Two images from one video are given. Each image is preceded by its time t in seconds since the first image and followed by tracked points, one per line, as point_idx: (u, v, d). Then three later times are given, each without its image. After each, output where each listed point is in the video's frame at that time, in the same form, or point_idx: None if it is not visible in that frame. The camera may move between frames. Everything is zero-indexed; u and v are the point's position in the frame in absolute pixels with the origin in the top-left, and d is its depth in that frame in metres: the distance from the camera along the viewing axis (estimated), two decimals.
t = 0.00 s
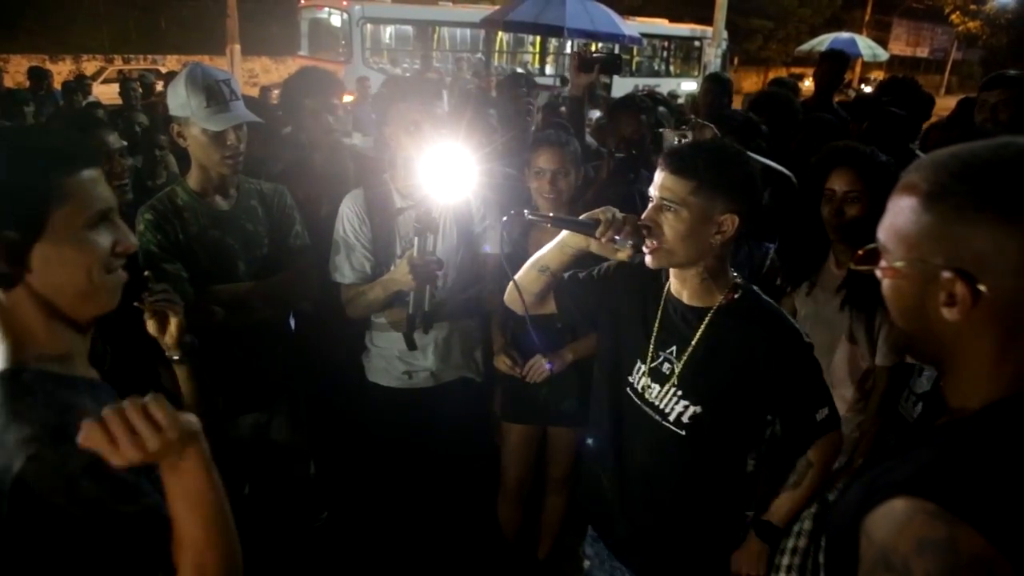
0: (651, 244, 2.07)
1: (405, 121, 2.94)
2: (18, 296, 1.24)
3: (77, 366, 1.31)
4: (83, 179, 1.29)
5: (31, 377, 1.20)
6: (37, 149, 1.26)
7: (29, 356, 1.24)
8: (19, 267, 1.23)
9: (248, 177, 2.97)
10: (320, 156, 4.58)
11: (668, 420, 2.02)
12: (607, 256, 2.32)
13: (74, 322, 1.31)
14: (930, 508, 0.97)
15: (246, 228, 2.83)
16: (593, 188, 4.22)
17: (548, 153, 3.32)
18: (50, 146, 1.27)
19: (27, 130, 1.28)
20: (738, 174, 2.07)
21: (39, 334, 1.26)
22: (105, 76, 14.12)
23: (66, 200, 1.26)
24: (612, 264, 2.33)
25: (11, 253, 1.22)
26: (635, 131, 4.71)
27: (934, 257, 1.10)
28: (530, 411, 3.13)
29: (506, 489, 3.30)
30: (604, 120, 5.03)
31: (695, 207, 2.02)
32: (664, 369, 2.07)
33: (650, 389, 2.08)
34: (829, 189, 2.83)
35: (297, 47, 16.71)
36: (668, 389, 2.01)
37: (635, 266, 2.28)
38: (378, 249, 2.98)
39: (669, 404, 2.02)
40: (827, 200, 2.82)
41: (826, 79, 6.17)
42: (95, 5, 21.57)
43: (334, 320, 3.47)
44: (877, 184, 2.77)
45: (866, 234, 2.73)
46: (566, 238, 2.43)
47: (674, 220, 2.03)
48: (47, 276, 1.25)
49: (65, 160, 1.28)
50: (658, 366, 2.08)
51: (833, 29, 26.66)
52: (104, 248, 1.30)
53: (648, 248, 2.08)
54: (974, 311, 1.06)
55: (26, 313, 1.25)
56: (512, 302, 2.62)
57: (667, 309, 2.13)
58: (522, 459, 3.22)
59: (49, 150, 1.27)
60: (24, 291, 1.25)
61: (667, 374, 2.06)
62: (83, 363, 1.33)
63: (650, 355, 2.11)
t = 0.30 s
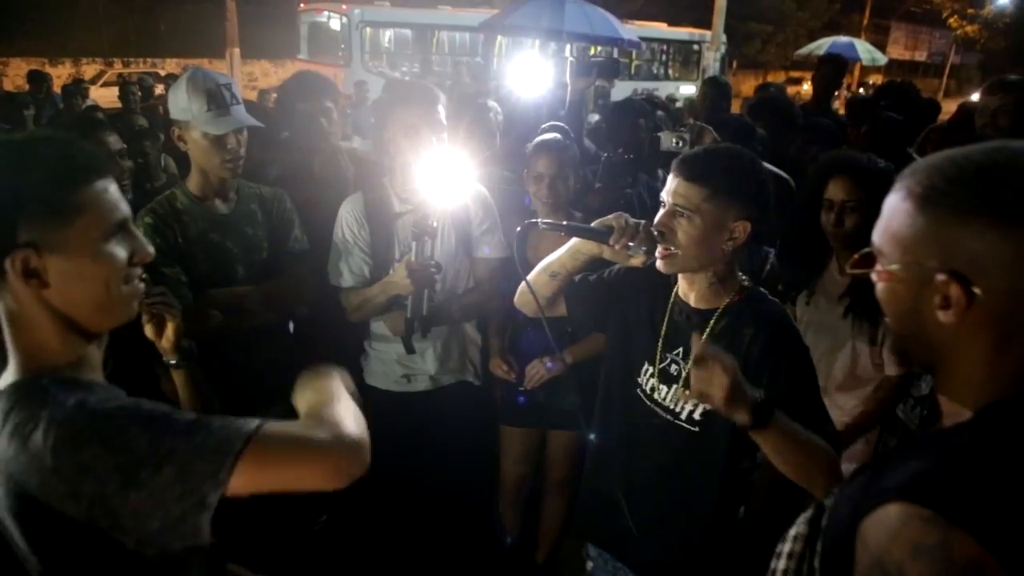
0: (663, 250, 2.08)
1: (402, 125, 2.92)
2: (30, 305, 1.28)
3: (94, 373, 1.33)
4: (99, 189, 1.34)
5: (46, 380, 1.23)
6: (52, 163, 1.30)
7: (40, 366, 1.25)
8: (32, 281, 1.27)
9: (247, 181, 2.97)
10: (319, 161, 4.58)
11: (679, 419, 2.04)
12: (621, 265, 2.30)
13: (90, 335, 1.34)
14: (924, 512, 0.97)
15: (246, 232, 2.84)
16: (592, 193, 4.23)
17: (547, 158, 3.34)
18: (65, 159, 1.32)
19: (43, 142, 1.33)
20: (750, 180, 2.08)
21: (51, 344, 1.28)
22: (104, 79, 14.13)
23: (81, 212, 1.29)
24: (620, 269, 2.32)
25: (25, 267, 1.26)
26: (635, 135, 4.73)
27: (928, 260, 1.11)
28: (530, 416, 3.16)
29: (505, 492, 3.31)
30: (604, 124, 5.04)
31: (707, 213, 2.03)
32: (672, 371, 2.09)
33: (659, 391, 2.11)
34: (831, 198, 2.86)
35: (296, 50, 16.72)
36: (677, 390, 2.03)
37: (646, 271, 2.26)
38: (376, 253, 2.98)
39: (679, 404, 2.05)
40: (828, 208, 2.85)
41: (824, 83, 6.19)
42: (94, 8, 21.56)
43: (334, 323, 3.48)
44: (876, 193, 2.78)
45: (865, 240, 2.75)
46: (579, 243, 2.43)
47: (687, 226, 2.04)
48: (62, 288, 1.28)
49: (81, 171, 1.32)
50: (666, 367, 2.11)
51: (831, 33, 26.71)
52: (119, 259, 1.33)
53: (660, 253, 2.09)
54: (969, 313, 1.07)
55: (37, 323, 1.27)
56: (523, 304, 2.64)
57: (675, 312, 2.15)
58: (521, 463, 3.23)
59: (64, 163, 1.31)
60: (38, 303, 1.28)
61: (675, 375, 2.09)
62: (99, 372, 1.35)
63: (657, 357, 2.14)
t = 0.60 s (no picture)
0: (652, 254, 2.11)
1: (396, 129, 2.90)
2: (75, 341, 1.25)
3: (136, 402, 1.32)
4: (145, 226, 1.29)
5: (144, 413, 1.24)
6: (99, 202, 1.25)
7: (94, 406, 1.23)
8: (88, 324, 1.24)
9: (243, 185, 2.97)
10: (316, 163, 4.59)
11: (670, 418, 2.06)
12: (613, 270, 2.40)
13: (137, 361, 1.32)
14: (916, 513, 0.98)
15: (243, 235, 2.84)
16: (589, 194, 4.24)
17: (544, 161, 3.34)
18: (106, 196, 1.26)
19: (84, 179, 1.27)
20: (735, 182, 2.07)
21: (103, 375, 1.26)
22: (100, 82, 14.15)
23: (130, 252, 1.25)
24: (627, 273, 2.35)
25: (82, 312, 1.23)
26: (633, 138, 4.75)
27: (919, 261, 1.12)
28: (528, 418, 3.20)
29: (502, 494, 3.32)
30: (601, 126, 5.06)
31: (696, 216, 2.03)
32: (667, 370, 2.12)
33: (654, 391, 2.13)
34: (829, 199, 2.88)
35: (293, 52, 16.73)
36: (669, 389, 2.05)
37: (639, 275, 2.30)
38: (372, 255, 2.98)
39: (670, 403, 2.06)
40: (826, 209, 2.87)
41: (820, 85, 6.20)
42: (90, 11, 21.54)
43: (331, 325, 3.49)
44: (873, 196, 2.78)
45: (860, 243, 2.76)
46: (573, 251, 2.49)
47: (675, 230, 2.06)
48: (115, 329, 1.25)
49: (123, 207, 1.27)
50: (661, 367, 2.15)
51: (827, 35, 26.78)
52: (162, 294, 1.30)
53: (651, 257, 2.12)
54: (959, 313, 1.08)
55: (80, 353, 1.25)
56: (533, 308, 2.66)
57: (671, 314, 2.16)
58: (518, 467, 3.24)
59: (108, 201, 1.26)
60: (89, 344, 1.25)
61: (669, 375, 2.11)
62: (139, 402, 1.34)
63: (654, 358, 2.18)
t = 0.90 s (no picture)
0: (659, 256, 2.12)
1: (396, 125, 2.93)
2: (116, 348, 1.23)
3: (169, 421, 1.31)
4: (199, 217, 1.27)
5: (131, 457, 1.15)
6: (150, 184, 1.21)
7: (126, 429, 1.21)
8: (131, 321, 1.20)
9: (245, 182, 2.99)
10: (316, 162, 4.59)
11: (676, 421, 2.04)
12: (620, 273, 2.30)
13: (168, 372, 1.29)
14: (915, 505, 0.99)
15: (244, 234, 2.85)
16: (590, 192, 4.24)
17: (544, 158, 3.36)
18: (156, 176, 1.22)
19: (134, 156, 1.23)
20: (739, 181, 2.07)
21: (135, 396, 1.25)
22: (100, 81, 14.16)
23: (184, 244, 1.23)
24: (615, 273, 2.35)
25: (126, 303, 1.19)
26: (633, 136, 4.75)
27: (917, 254, 1.12)
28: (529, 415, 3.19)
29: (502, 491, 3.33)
30: (601, 123, 5.06)
31: (703, 218, 2.04)
32: (671, 371, 2.09)
33: (658, 392, 2.10)
34: (821, 189, 2.87)
35: (293, 49, 16.74)
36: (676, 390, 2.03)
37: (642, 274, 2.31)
38: (370, 253, 2.98)
39: (677, 405, 2.04)
40: (819, 199, 2.86)
41: (820, 81, 6.20)
42: (89, 9, 21.54)
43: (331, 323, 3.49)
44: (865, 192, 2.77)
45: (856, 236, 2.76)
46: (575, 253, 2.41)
47: (682, 232, 2.06)
48: (155, 332, 1.22)
49: (178, 192, 1.24)
50: (665, 368, 2.11)
51: (828, 31, 26.74)
52: (208, 293, 1.27)
53: (659, 260, 2.12)
54: (956, 305, 1.08)
55: (118, 370, 1.23)
56: (527, 317, 2.57)
57: (674, 312, 2.16)
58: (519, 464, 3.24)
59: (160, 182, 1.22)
60: (129, 345, 1.23)
61: (674, 376, 2.08)
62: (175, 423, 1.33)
63: (657, 358, 2.15)
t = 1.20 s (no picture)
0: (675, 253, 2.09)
1: (395, 126, 2.98)
2: (165, 350, 1.19)
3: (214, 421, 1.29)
4: (251, 203, 1.22)
5: (164, 475, 1.11)
6: (202, 172, 1.15)
7: (170, 443, 1.18)
8: (190, 321, 1.17)
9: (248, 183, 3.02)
10: (319, 162, 4.60)
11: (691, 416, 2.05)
12: (635, 276, 2.31)
13: (218, 372, 1.26)
14: (919, 499, 0.99)
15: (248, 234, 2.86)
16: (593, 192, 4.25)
17: (547, 157, 3.36)
18: (206, 163, 1.16)
19: (179, 143, 1.15)
20: (753, 181, 2.10)
21: (180, 401, 1.21)
22: (103, 83, 14.22)
23: (240, 237, 1.19)
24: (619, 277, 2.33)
25: (185, 303, 1.16)
26: (635, 135, 4.75)
27: (921, 249, 1.13)
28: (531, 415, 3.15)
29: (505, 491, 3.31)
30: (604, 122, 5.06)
31: (719, 217, 2.06)
32: (682, 368, 2.10)
33: (670, 390, 2.10)
34: (820, 187, 2.86)
35: (293, 50, 16.81)
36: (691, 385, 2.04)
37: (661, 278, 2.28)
38: (370, 254, 2.98)
39: (691, 400, 2.06)
40: (818, 198, 2.85)
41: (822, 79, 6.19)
42: (92, 12, 21.61)
43: (334, 323, 3.49)
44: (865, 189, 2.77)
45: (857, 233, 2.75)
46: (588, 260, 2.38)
47: (699, 230, 2.07)
48: (210, 335, 1.19)
49: (230, 178, 1.18)
50: (676, 364, 2.12)
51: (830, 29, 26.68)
52: (263, 286, 1.25)
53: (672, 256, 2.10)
54: (959, 300, 1.09)
55: (165, 372, 1.20)
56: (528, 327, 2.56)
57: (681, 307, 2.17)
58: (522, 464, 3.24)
59: (211, 169, 1.16)
60: (181, 347, 1.19)
61: (686, 373, 2.10)
62: (217, 428, 1.31)
63: (665, 356, 2.15)
